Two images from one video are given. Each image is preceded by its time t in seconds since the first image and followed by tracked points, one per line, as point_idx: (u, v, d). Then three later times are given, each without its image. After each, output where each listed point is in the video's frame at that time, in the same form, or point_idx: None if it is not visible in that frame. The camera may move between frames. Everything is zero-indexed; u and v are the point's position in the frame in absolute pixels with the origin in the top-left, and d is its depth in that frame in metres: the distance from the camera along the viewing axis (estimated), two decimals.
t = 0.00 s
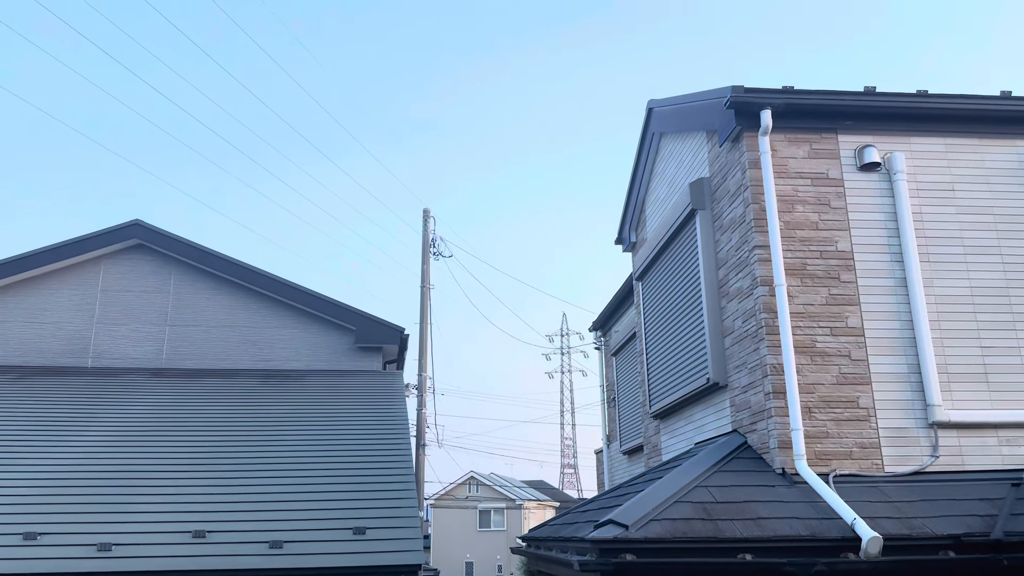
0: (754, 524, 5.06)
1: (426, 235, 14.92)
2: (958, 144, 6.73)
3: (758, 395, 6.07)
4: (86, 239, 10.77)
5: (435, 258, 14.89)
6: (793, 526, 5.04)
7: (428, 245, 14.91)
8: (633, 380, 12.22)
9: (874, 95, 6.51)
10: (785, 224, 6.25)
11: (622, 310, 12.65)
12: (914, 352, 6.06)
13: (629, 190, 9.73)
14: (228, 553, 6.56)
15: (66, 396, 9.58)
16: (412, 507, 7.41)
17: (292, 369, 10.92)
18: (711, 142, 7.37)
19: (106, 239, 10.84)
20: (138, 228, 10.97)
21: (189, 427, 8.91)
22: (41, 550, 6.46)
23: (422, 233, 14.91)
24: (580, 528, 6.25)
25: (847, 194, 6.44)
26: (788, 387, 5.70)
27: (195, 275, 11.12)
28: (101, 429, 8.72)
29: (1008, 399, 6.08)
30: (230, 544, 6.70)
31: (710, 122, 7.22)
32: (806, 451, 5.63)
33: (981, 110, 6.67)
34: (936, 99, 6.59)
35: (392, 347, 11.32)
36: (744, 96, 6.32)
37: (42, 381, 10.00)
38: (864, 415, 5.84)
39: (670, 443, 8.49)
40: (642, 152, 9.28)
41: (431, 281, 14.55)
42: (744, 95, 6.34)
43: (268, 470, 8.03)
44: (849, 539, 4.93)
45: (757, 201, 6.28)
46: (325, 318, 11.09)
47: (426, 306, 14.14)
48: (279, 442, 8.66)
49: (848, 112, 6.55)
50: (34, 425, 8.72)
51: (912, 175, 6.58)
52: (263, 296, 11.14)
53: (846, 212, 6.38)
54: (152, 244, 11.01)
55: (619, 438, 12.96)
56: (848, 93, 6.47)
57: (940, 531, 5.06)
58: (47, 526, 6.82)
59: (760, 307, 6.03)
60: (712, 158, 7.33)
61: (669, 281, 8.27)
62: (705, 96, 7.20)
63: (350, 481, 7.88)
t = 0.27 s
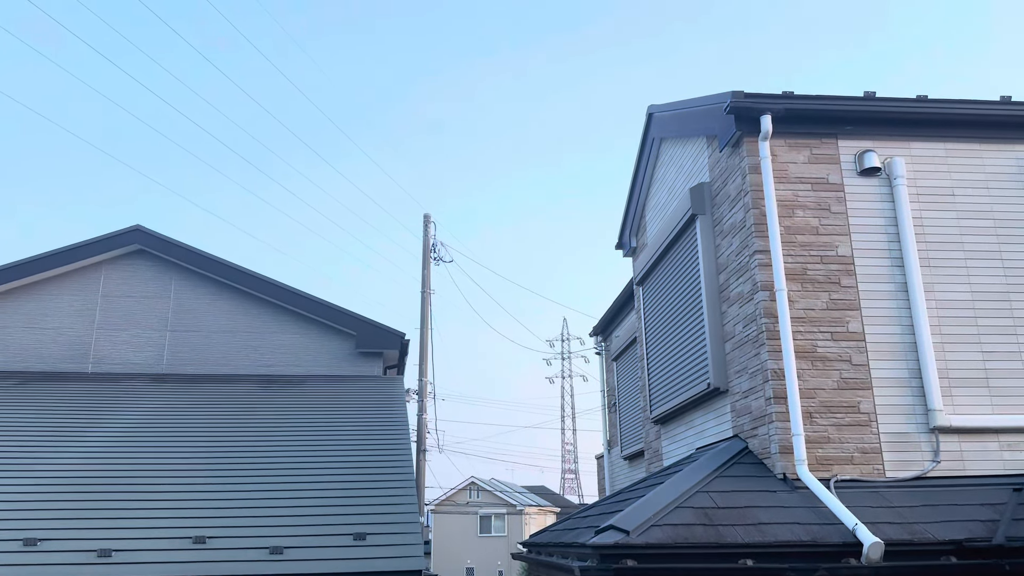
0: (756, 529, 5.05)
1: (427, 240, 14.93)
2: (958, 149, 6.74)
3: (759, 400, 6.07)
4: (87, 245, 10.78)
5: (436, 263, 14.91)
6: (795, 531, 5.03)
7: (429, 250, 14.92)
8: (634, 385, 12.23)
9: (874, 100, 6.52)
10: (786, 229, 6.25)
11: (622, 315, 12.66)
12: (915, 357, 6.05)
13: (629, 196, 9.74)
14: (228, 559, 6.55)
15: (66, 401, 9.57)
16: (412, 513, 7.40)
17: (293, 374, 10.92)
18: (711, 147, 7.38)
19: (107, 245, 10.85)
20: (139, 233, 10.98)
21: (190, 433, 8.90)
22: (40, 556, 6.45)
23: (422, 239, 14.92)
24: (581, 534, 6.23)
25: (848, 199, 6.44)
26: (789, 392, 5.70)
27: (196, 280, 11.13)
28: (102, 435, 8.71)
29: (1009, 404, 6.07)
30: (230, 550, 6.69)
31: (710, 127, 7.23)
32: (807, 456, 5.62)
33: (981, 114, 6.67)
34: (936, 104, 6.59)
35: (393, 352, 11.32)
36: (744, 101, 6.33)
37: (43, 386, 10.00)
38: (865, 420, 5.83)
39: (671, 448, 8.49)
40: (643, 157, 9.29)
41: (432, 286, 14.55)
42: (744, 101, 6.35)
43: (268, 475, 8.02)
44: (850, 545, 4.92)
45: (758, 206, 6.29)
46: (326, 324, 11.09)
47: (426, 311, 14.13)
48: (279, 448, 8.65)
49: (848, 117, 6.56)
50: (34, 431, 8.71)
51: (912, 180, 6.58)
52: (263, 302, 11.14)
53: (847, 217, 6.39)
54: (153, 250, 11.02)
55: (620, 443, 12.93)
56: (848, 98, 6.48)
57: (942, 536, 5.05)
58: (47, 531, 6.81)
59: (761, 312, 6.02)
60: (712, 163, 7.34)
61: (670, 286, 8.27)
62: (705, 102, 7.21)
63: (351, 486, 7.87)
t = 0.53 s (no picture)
0: (757, 534, 5.04)
1: (427, 245, 14.93)
2: (958, 154, 6.75)
3: (760, 405, 6.06)
4: (88, 250, 10.79)
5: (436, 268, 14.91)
6: (796, 536, 5.02)
7: (429, 255, 14.92)
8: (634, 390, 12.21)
9: (873, 105, 6.52)
10: (786, 233, 6.25)
11: (623, 319, 12.65)
12: (915, 362, 6.05)
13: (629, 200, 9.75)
14: (229, 565, 6.54)
15: (66, 406, 9.57)
16: (413, 518, 7.39)
17: (294, 379, 10.91)
18: (711, 152, 7.39)
19: (108, 250, 10.86)
20: (139, 238, 10.99)
21: (190, 438, 8.89)
22: (40, 562, 6.44)
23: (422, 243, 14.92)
24: (582, 539, 6.21)
25: (848, 204, 6.45)
26: (790, 397, 5.69)
27: (197, 285, 11.13)
28: (102, 440, 8.70)
29: (1010, 408, 6.07)
30: (231, 555, 6.68)
31: (710, 131, 7.24)
32: (808, 461, 5.61)
33: (981, 119, 6.68)
34: (936, 108, 6.60)
35: (393, 357, 11.31)
36: (745, 106, 6.34)
37: (43, 392, 9.99)
38: (866, 425, 5.83)
39: (672, 453, 8.47)
40: (643, 162, 9.30)
41: (432, 291, 14.55)
42: (744, 105, 6.36)
43: (269, 480, 8.01)
44: (852, 550, 4.91)
45: (758, 211, 6.29)
46: (326, 328, 11.08)
47: (427, 316, 14.13)
48: (280, 453, 8.64)
49: (848, 122, 6.56)
50: (34, 436, 8.71)
51: (912, 184, 6.59)
52: (264, 306, 11.14)
53: (847, 222, 6.39)
54: (154, 255, 11.03)
55: (620, 448, 12.92)
56: (848, 103, 6.49)
57: (943, 541, 5.05)
58: (47, 537, 6.80)
59: (762, 316, 6.02)
60: (712, 168, 7.34)
61: (670, 290, 8.26)
62: (705, 106, 7.22)
63: (351, 491, 7.86)
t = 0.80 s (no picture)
0: (758, 539, 5.03)
1: (427, 250, 14.93)
2: (958, 158, 6.75)
3: (761, 409, 6.05)
4: (88, 255, 10.80)
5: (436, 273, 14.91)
6: (797, 540, 5.01)
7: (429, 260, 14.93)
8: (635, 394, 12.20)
9: (873, 110, 6.53)
10: (787, 238, 6.26)
11: (623, 324, 12.64)
12: (916, 366, 6.05)
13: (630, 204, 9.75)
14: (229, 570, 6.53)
15: (67, 411, 9.57)
16: (413, 523, 7.37)
17: (294, 384, 10.91)
18: (711, 157, 7.40)
19: (108, 255, 10.87)
20: (140, 244, 11.00)
21: (190, 443, 8.89)
22: (41, 567, 6.43)
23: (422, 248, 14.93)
24: (583, 544, 6.20)
25: (848, 208, 6.45)
26: (791, 401, 5.69)
27: (197, 290, 11.14)
28: (102, 445, 8.69)
29: (1011, 412, 6.06)
30: (231, 561, 6.67)
31: (710, 136, 7.25)
32: (809, 466, 5.60)
33: (981, 123, 6.69)
34: (936, 113, 6.61)
35: (393, 362, 11.31)
36: (744, 110, 6.35)
37: (43, 397, 9.99)
38: (867, 430, 5.82)
39: (673, 458, 8.45)
40: (643, 167, 9.31)
41: (432, 296, 14.55)
42: (744, 110, 6.37)
43: (269, 485, 8.01)
44: (853, 554, 4.91)
45: (758, 215, 6.30)
46: (327, 333, 11.08)
47: (427, 321, 14.12)
48: (280, 458, 8.63)
49: (848, 126, 6.57)
50: (35, 441, 8.70)
51: (913, 189, 6.60)
52: (264, 311, 11.14)
53: (847, 226, 6.39)
54: (154, 260, 11.04)
55: (621, 453, 12.91)
56: (848, 107, 6.49)
57: (945, 545, 5.04)
58: (47, 542, 6.79)
59: (762, 321, 6.02)
60: (712, 172, 7.35)
61: (670, 294, 8.26)
62: (705, 111, 7.23)
63: (352, 496, 7.86)
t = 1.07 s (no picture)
0: (759, 544, 5.02)
1: (427, 254, 14.93)
2: (958, 162, 6.76)
3: (761, 414, 6.05)
4: (88, 260, 10.80)
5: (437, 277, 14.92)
6: (798, 546, 5.00)
7: (429, 264, 14.93)
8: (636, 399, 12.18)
9: (873, 114, 6.54)
10: (787, 242, 6.26)
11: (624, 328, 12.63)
12: (917, 371, 6.04)
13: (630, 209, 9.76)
14: None
15: (67, 417, 9.56)
16: (414, 528, 7.36)
17: (295, 389, 10.90)
18: (711, 162, 7.41)
19: (108, 260, 10.87)
20: (141, 249, 11.01)
21: (191, 448, 8.88)
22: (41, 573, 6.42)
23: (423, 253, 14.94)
24: (583, 549, 6.19)
25: (848, 213, 6.45)
26: (792, 406, 5.68)
27: (197, 295, 11.14)
28: (103, 451, 8.68)
29: (1012, 417, 6.06)
30: (231, 566, 6.66)
31: (710, 141, 7.25)
32: (810, 470, 5.59)
33: (981, 128, 6.69)
34: (935, 117, 6.62)
35: (394, 367, 11.30)
36: (744, 115, 6.36)
37: (44, 402, 9.99)
38: (868, 434, 5.81)
39: (674, 462, 8.44)
40: (643, 171, 9.31)
41: (432, 300, 14.55)
42: (744, 114, 6.38)
43: (269, 491, 8.00)
44: (855, 560, 4.90)
45: (758, 220, 6.30)
46: (328, 338, 11.08)
47: (427, 325, 14.12)
48: (280, 463, 8.62)
49: (848, 131, 6.58)
50: (35, 446, 8.70)
51: (913, 193, 6.60)
52: (264, 316, 11.14)
53: (848, 231, 6.39)
54: (155, 265, 11.05)
55: (622, 458, 12.89)
56: (848, 112, 6.50)
57: (946, 550, 5.03)
58: (47, 548, 6.78)
59: (763, 325, 6.02)
60: (712, 177, 7.35)
61: (671, 299, 8.26)
62: (705, 116, 7.24)
63: (352, 501, 7.85)
